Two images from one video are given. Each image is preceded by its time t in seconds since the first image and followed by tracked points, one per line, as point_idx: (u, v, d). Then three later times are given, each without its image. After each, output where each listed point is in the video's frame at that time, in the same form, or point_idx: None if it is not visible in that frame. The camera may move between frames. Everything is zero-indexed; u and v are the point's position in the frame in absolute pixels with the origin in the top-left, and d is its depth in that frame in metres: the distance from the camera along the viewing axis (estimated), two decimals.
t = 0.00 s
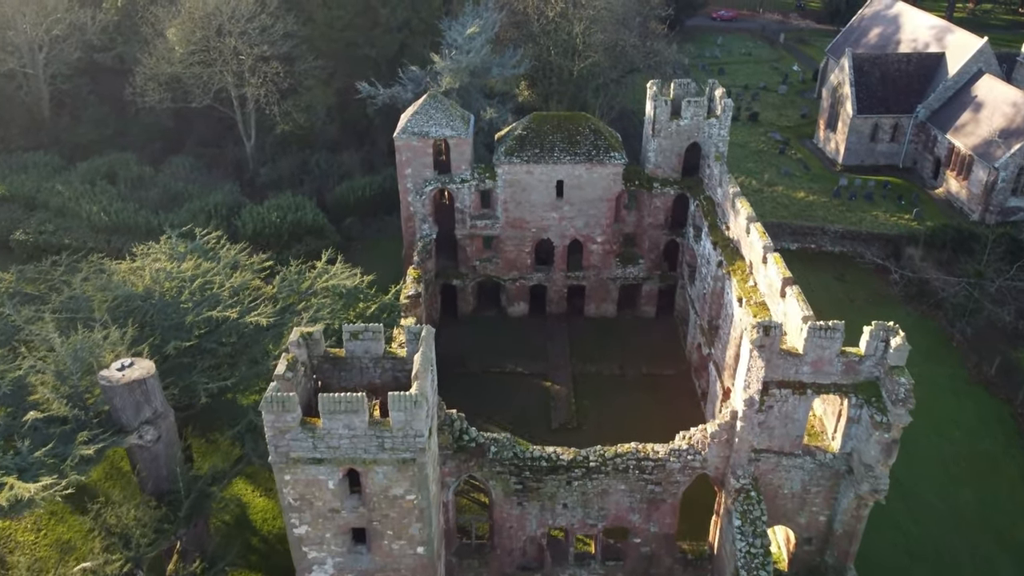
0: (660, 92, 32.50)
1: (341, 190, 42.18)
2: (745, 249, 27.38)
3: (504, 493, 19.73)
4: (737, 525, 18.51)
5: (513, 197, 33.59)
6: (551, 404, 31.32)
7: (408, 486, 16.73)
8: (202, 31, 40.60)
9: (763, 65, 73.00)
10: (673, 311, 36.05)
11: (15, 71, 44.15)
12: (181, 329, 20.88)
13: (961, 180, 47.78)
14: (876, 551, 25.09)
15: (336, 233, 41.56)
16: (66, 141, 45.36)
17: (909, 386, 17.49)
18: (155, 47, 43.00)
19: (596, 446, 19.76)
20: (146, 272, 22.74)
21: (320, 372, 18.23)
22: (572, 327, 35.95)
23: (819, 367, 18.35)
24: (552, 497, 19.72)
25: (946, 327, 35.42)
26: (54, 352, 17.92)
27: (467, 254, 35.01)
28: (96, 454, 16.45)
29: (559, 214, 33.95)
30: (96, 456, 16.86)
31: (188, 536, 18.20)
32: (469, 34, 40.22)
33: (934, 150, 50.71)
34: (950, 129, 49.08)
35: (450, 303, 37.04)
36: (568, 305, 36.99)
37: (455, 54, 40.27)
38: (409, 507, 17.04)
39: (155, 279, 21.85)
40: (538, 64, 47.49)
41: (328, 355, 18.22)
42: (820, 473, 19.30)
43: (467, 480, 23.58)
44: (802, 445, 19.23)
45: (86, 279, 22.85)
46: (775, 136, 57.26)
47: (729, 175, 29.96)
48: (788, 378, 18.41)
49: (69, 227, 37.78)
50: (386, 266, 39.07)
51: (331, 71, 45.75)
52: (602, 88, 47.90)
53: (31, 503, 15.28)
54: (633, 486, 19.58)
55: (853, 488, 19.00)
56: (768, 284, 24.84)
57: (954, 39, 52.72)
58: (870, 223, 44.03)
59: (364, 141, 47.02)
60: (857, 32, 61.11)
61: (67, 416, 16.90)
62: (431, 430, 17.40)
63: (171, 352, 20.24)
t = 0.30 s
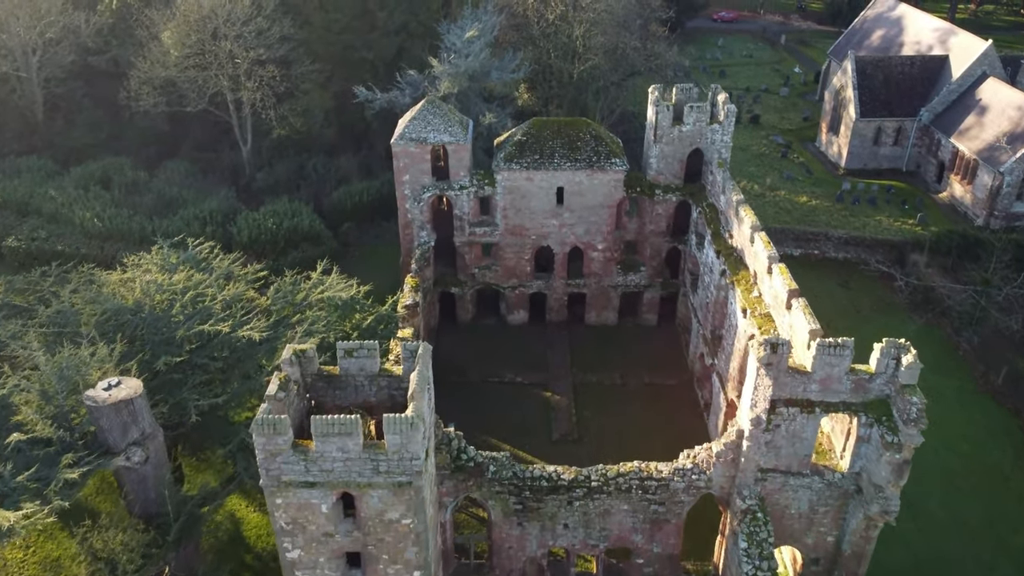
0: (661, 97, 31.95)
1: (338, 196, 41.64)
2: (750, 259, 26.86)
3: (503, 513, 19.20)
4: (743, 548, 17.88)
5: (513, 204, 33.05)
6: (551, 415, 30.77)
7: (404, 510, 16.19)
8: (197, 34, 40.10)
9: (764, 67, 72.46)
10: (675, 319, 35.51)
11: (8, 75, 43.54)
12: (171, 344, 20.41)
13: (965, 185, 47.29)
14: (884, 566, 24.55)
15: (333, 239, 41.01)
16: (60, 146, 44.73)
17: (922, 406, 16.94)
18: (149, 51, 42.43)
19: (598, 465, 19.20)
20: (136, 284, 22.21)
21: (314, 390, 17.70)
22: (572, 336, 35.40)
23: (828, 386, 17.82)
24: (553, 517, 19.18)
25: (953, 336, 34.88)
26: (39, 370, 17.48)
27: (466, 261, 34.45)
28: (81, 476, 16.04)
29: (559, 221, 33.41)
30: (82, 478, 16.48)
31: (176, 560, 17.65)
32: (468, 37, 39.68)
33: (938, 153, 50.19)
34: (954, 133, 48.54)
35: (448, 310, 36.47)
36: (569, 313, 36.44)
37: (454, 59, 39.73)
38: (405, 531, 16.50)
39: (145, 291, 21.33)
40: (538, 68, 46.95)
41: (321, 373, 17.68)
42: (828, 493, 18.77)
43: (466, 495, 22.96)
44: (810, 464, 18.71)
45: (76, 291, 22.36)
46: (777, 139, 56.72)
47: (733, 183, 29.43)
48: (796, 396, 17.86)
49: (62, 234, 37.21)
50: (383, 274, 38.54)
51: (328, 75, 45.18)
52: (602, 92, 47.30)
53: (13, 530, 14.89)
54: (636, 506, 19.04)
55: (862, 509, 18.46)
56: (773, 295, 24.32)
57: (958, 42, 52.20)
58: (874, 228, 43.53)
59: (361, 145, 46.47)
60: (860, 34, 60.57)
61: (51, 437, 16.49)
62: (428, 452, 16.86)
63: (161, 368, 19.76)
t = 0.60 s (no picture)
0: (663, 103, 31.39)
1: (335, 201, 41.08)
2: (754, 268, 26.31)
3: (502, 535, 18.65)
4: (749, 572, 17.33)
5: (512, 211, 32.50)
6: (552, 426, 30.19)
7: (399, 536, 15.64)
8: (192, 37, 39.53)
9: (766, 69, 71.95)
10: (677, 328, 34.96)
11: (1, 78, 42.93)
12: (161, 360, 19.90)
13: (969, 189, 46.75)
14: None
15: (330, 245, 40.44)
16: (53, 150, 44.11)
17: (934, 427, 16.40)
18: (143, 54, 41.86)
19: (600, 485, 18.65)
20: (126, 297, 21.65)
21: (306, 410, 17.16)
22: (572, 344, 34.84)
23: (837, 405, 17.28)
24: (553, 539, 18.63)
25: (960, 345, 34.28)
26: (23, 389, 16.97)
27: (465, 269, 33.91)
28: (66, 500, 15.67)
29: (559, 229, 32.86)
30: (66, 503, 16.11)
31: None
32: (467, 41, 39.11)
33: (941, 157, 49.67)
34: (958, 137, 48.00)
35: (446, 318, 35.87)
36: (569, 321, 35.89)
37: (452, 63, 39.18)
38: (400, 557, 15.96)
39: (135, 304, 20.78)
40: (537, 71, 46.41)
41: (314, 392, 17.14)
42: (837, 514, 18.23)
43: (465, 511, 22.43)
44: (818, 485, 18.17)
45: (64, 304, 21.85)
46: (779, 143, 56.20)
47: (736, 190, 28.90)
48: (804, 416, 17.33)
49: (54, 240, 36.62)
50: (381, 281, 38.00)
51: (325, 78, 44.61)
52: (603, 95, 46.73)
53: None
54: (639, 527, 18.48)
55: (872, 531, 17.92)
56: (779, 307, 23.79)
57: (962, 45, 51.69)
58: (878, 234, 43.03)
59: (359, 150, 45.90)
60: (862, 37, 60.11)
61: (34, 460, 16.01)
62: (424, 475, 16.31)
63: (150, 385, 19.23)
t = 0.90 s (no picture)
0: (665, 108, 30.82)
1: (332, 207, 40.49)
2: (759, 279, 25.75)
3: (501, 558, 18.13)
4: None
5: (511, 218, 31.93)
6: (552, 439, 29.62)
7: (394, 563, 15.09)
8: (187, 41, 38.93)
9: (767, 71, 71.42)
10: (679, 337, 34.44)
11: None
12: (150, 376, 19.37)
13: (974, 194, 46.21)
14: None
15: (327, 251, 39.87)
16: (46, 154, 43.44)
17: (948, 450, 15.84)
18: (138, 57, 41.27)
19: (603, 506, 18.10)
20: (114, 310, 21.09)
21: (299, 431, 16.60)
22: (572, 353, 34.29)
23: (847, 425, 16.75)
24: (554, 562, 18.08)
25: (968, 354, 33.70)
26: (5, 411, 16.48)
27: (463, 277, 33.36)
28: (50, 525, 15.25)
29: (559, 236, 32.30)
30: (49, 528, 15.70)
31: None
32: (465, 45, 38.51)
33: (945, 161, 49.14)
34: (963, 141, 47.46)
35: (445, 325, 35.34)
36: (569, 329, 35.33)
37: (450, 67, 38.57)
38: None
39: (124, 318, 20.22)
40: (537, 74, 45.84)
41: (307, 413, 16.59)
42: (847, 537, 17.70)
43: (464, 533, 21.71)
44: (827, 507, 17.65)
45: (51, 318, 21.30)
46: (781, 146, 55.67)
47: (740, 198, 28.35)
48: (813, 436, 16.80)
49: (47, 247, 36.02)
50: (379, 289, 37.46)
51: (321, 82, 44.00)
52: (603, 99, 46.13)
53: None
54: (643, 550, 17.94)
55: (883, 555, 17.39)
56: (784, 319, 23.23)
57: (966, 47, 51.16)
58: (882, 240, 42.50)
59: (356, 154, 45.33)
60: (864, 39, 59.73)
61: (16, 486, 15.59)
62: (421, 499, 15.75)
63: (138, 403, 18.69)
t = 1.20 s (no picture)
0: (667, 114, 30.27)
1: (329, 212, 39.90)
2: (764, 289, 25.18)
3: None
4: None
5: (511, 226, 31.37)
6: (553, 452, 29.04)
7: None
8: (182, 44, 38.37)
9: (768, 73, 70.90)
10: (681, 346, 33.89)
11: None
12: (139, 394, 18.84)
13: (979, 198, 45.69)
14: None
15: (324, 258, 39.29)
16: (39, 159, 42.79)
17: (964, 475, 15.26)
18: (132, 61, 40.68)
19: (606, 530, 17.63)
20: (102, 324, 20.54)
21: (290, 454, 16.03)
22: (573, 363, 33.71)
23: (859, 447, 16.19)
24: None
25: (976, 364, 33.16)
26: None
27: (462, 285, 32.78)
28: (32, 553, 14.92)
29: (559, 244, 31.73)
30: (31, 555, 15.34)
31: None
32: (463, 49, 37.94)
33: (949, 165, 48.63)
34: (967, 144, 46.91)
35: (443, 334, 34.75)
36: (569, 338, 34.75)
37: (449, 71, 37.98)
38: None
39: (112, 333, 19.67)
40: (537, 78, 45.28)
41: (300, 435, 16.04)
42: (858, 562, 17.19)
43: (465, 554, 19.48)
44: (837, 530, 17.15)
45: (38, 332, 20.78)
46: (783, 149, 55.13)
47: (744, 206, 27.80)
48: (823, 458, 16.23)
49: (38, 254, 35.44)
50: (376, 297, 36.92)
51: (318, 86, 43.40)
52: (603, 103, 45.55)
53: None
54: None
55: None
56: (790, 332, 22.68)
57: (970, 50, 50.62)
58: (886, 245, 41.96)
59: (354, 159, 44.76)
60: (867, 41, 59.19)
61: None
62: (417, 525, 15.18)
63: (126, 422, 18.14)
